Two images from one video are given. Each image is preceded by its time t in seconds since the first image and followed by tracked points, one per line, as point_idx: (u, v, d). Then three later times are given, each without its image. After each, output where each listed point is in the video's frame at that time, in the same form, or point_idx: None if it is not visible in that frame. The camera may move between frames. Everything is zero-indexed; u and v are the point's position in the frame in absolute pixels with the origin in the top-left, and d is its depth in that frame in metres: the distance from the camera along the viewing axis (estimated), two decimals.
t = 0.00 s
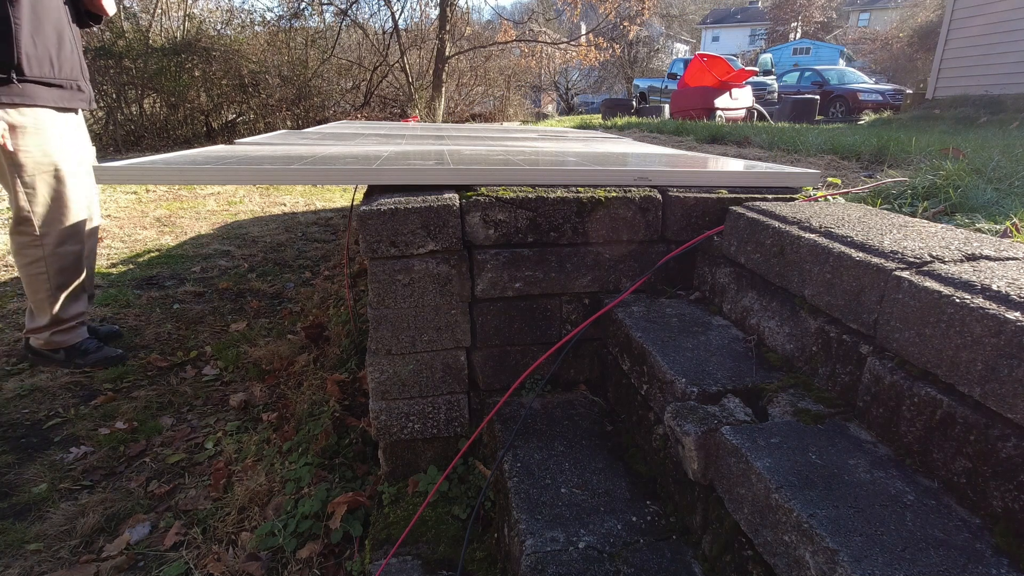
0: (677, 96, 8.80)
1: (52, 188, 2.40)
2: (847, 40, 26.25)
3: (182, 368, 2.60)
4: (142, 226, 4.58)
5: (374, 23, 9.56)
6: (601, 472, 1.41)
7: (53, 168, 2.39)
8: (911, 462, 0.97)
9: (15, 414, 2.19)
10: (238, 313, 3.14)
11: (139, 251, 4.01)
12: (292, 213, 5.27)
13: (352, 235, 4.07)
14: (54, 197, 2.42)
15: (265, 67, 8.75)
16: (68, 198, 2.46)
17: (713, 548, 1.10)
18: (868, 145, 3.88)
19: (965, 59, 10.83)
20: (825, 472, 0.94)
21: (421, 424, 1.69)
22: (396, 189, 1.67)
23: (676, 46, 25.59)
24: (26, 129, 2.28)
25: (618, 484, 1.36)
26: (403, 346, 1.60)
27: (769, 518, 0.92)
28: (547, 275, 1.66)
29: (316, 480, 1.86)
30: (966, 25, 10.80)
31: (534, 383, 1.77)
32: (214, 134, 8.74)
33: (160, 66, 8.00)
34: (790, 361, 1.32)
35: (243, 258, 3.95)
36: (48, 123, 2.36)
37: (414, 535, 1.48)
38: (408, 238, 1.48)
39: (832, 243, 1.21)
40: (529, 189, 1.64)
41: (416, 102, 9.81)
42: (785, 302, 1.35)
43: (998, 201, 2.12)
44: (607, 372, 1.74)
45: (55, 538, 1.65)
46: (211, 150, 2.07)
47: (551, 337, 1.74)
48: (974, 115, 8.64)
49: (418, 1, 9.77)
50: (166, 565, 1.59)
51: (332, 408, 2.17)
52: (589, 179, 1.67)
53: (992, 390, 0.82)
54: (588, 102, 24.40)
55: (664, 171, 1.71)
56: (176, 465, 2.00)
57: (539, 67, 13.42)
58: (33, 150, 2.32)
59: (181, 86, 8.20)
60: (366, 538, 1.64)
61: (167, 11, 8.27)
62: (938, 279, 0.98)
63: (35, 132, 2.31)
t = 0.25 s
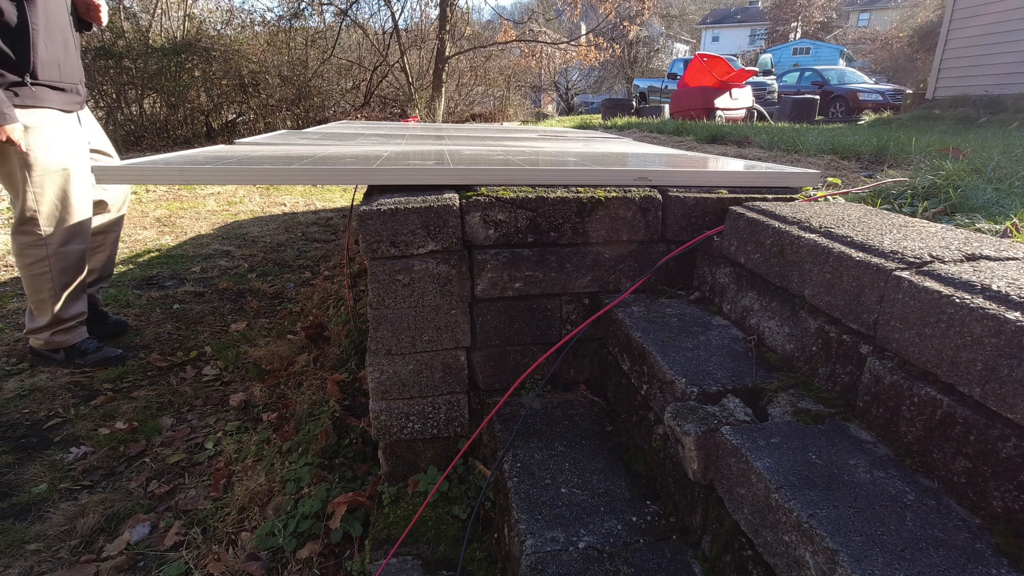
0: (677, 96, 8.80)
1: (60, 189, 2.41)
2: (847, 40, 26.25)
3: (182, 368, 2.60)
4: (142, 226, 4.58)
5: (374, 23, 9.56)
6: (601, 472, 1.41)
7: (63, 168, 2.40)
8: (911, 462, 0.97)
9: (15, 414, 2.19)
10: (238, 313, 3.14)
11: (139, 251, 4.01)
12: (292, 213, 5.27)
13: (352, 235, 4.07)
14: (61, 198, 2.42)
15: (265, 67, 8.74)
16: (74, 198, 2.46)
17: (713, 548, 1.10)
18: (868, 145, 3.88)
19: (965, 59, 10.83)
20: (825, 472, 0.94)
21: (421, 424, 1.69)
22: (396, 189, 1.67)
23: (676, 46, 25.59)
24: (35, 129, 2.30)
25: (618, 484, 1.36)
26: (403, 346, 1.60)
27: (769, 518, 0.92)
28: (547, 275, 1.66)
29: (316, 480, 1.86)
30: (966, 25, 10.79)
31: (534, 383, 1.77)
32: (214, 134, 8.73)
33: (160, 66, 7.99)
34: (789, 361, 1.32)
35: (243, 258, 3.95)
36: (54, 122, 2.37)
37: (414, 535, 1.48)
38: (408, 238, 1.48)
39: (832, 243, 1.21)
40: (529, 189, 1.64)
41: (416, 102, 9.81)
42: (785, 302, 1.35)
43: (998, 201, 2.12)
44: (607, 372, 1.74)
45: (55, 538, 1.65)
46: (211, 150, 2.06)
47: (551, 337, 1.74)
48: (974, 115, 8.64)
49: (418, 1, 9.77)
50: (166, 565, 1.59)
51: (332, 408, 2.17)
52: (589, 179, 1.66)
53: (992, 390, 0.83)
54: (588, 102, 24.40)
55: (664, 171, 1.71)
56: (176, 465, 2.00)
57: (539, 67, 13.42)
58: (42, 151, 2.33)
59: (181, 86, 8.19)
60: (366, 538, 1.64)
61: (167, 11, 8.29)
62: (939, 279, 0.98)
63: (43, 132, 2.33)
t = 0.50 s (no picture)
0: (677, 96, 8.80)
1: (73, 188, 2.47)
2: (847, 40, 26.24)
3: (182, 368, 2.60)
4: (142, 226, 4.58)
5: (374, 23, 9.56)
6: (601, 472, 1.40)
7: (75, 169, 2.47)
8: (911, 462, 0.97)
9: (15, 414, 2.19)
10: (238, 313, 3.14)
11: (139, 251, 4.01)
12: (292, 213, 5.27)
13: (352, 235, 4.07)
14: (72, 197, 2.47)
15: (265, 67, 8.74)
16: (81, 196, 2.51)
17: (713, 548, 1.10)
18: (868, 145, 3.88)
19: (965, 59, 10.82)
20: (825, 472, 0.94)
21: (421, 424, 1.69)
22: (396, 189, 1.67)
23: (676, 46, 25.58)
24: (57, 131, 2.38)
25: (618, 484, 1.36)
26: (403, 346, 1.60)
27: (769, 518, 0.92)
28: (547, 275, 1.67)
29: (316, 480, 1.86)
30: (966, 25, 10.79)
31: (534, 384, 1.77)
32: (214, 134, 8.72)
33: (159, 66, 8.00)
34: (789, 361, 1.32)
35: (243, 258, 3.95)
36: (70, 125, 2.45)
37: (414, 534, 1.48)
38: (408, 238, 1.48)
39: (832, 243, 1.21)
40: (529, 189, 1.64)
41: (416, 102, 9.80)
42: (785, 302, 1.35)
43: (998, 201, 2.12)
44: (607, 372, 1.74)
45: (55, 538, 1.65)
46: (211, 149, 2.06)
47: (551, 337, 1.74)
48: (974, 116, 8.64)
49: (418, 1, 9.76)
50: (166, 565, 1.59)
51: (332, 408, 2.17)
52: (589, 179, 1.66)
53: (992, 390, 0.82)
54: (588, 102, 24.39)
55: (664, 171, 1.71)
56: (176, 465, 2.00)
57: (539, 67, 13.41)
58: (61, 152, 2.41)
59: (180, 86, 8.17)
60: (366, 538, 1.64)
61: (167, 11, 8.37)
62: (938, 279, 0.98)
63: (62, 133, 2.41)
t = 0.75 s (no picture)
0: (677, 96, 8.80)
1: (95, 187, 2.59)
2: (847, 40, 26.23)
3: (182, 368, 2.60)
4: (142, 226, 4.59)
5: (374, 22, 9.55)
6: (601, 472, 1.41)
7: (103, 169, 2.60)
8: (911, 462, 0.97)
9: (15, 414, 2.19)
10: (238, 313, 3.14)
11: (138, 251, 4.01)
12: (292, 213, 5.27)
13: (352, 235, 4.07)
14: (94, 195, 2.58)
15: (265, 67, 8.74)
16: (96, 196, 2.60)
17: (713, 548, 1.10)
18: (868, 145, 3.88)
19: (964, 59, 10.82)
20: (825, 471, 0.94)
21: (421, 424, 1.69)
22: (396, 189, 1.67)
23: (676, 46, 25.59)
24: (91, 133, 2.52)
25: (618, 484, 1.36)
26: (403, 346, 1.60)
27: (769, 519, 0.92)
28: (547, 275, 1.67)
29: (316, 480, 1.86)
30: (966, 25, 10.79)
31: (534, 384, 1.77)
32: (214, 134, 8.71)
33: (159, 66, 8.00)
34: (789, 361, 1.32)
35: (243, 258, 3.95)
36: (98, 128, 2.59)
37: (414, 534, 1.48)
38: (408, 238, 1.48)
39: (832, 243, 1.21)
40: (529, 189, 1.64)
41: (417, 102, 9.80)
42: (785, 302, 1.35)
43: (998, 201, 2.12)
44: (607, 372, 1.74)
45: (55, 538, 1.65)
46: (211, 149, 2.07)
47: (551, 337, 1.74)
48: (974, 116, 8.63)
49: (418, 1, 9.76)
50: (166, 565, 1.59)
51: (332, 408, 2.17)
52: (589, 179, 1.66)
53: (992, 390, 0.83)
54: (589, 102, 24.40)
55: (664, 171, 1.71)
56: (176, 465, 2.00)
57: (539, 67, 13.42)
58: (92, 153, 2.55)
59: (180, 86, 8.16)
60: (366, 538, 1.64)
61: (167, 11, 8.41)
62: (939, 279, 0.98)
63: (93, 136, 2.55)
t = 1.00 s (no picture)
0: (677, 96, 8.80)
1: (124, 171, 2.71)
2: (846, 40, 26.24)
3: (182, 368, 2.60)
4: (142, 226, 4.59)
5: (374, 22, 9.55)
6: (601, 472, 1.40)
7: (132, 159, 2.76)
8: (911, 462, 0.97)
9: (15, 414, 2.19)
10: (238, 313, 3.15)
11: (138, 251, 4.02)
12: (292, 213, 5.27)
13: (352, 235, 4.07)
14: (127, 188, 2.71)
15: (265, 67, 8.75)
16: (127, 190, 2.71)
17: (713, 548, 1.10)
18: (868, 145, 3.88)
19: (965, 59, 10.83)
20: (825, 471, 0.94)
21: (421, 424, 1.69)
22: (396, 189, 1.67)
23: (676, 46, 25.60)
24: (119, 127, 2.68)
25: (618, 484, 1.36)
26: (404, 346, 1.60)
27: (769, 519, 0.92)
28: (547, 275, 1.67)
29: (316, 480, 1.86)
30: (966, 25, 10.79)
31: (534, 384, 1.77)
32: (214, 134, 8.71)
33: (159, 66, 8.00)
34: (789, 361, 1.32)
35: (243, 258, 3.95)
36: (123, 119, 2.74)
37: (414, 534, 1.48)
38: (408, 238, 1.48)
39: (832, 243, 1.21)
40: (529, 189, 1.64)
41: (416, 102, 9.80)
42: (785, 302, 1.35)
43: (998, 201, 2.12)
44: (607, 372, 1.74)
45: (55, 538, 1.65)
46: (211, 150, 2.07)
47: (551, 337, 1.74)
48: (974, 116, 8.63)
49: (418, 1, 9.76)
50: (166, 565, 1.59)
51: (332, 408, 2.17)
52: (589, 179, 1.66)
53: (992, 390, 0.82)
54: (588, 102, 24.41)
55: (664, 171, 1.71)
56: (176, 465, 2.00)
57: (539, 67, 13.43)
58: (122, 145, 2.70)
59: (180, 86, 8.14)
60: (366, 538, 1.64)
61: (167, 11, 8.47)
62: (939, 279, 0.98)
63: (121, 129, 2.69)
